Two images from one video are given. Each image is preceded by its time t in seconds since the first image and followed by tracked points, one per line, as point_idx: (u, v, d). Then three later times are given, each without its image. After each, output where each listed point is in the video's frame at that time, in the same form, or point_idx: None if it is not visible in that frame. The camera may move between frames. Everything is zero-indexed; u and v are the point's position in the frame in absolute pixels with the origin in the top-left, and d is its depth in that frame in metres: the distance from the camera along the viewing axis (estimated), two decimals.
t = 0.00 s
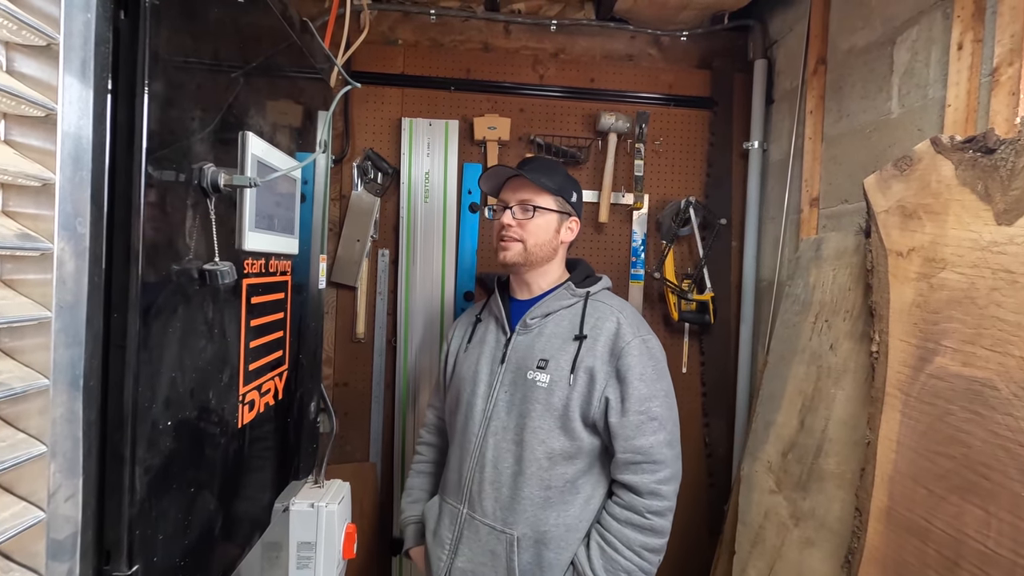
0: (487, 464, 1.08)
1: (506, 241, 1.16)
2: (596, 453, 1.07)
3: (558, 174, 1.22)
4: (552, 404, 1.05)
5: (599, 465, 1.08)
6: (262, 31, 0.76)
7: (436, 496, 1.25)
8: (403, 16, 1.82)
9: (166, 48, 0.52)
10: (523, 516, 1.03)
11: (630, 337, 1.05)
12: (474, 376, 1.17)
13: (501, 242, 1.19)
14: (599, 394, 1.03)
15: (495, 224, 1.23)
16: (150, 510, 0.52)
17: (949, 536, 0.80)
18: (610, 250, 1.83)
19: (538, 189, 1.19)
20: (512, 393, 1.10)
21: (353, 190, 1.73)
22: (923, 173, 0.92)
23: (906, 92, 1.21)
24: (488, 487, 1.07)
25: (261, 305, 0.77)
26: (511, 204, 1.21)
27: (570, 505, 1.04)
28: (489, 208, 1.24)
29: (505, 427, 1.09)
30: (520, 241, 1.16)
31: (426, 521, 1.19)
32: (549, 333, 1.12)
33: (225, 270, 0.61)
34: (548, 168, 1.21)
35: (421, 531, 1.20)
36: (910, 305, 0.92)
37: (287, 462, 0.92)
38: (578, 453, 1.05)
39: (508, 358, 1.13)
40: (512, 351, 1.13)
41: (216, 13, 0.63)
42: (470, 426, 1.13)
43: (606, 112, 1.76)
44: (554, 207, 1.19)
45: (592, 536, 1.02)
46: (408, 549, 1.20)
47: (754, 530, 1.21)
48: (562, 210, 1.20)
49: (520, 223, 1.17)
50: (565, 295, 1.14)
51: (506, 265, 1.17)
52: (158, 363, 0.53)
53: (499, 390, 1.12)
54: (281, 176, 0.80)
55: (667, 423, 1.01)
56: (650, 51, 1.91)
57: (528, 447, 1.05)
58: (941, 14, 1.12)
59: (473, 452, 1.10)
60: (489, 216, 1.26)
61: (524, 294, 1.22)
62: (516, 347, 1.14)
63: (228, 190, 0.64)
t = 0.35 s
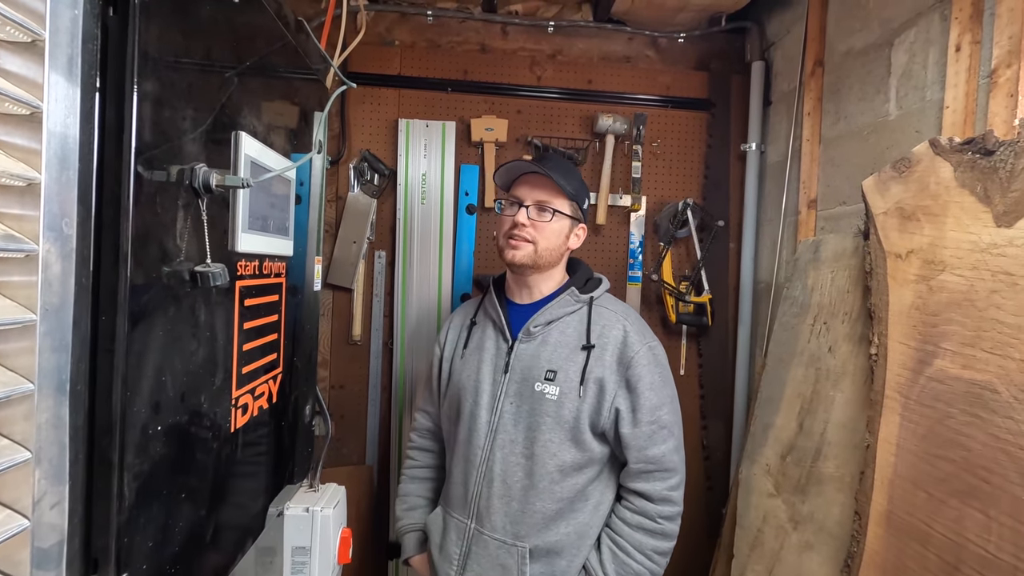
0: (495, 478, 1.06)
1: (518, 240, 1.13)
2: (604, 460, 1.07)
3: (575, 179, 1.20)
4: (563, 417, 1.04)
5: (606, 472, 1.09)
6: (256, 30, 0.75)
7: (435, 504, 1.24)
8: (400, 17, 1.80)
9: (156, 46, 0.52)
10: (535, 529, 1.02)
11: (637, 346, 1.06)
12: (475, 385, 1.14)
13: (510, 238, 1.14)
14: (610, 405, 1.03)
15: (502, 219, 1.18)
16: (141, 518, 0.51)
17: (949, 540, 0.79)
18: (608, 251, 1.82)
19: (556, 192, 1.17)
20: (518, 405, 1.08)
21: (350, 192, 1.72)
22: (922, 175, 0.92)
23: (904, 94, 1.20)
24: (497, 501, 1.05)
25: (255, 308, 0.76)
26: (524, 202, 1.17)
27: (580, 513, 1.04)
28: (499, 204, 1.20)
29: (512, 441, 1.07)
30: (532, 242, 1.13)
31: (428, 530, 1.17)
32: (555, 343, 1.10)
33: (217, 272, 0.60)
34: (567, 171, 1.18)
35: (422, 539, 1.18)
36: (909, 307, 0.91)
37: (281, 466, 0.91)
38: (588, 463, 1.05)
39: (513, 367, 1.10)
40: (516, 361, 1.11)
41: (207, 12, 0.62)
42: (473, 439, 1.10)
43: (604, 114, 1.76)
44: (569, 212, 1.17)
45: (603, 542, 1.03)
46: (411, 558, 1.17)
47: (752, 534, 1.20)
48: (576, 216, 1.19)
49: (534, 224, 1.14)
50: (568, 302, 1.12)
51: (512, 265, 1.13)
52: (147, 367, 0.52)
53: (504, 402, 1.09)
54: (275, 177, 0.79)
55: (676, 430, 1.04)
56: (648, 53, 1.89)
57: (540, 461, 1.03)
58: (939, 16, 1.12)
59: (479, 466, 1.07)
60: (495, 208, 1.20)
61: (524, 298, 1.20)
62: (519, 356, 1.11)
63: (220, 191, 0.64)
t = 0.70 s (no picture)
0: (496, 485, 1.05)
1: (530, 240, 1.12)
2: (606, 467, 1.07)
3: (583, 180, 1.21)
4: (565, 423, 1.04)
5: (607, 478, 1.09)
6: (254, 34, 0.76)
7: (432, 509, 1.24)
8: (398, 20, 1.80)
9: (157, 50, 0.52)
10: (536, 536, 1.02)
11: (642, 351, 1.06)
12: (476, 389, 1.14)
13: (522, 239, 1.13)
14: (613, 411, 1.03)
15: (510, 219, 1.17)
16: (140, 522, 0.52)
17: (945, 542, 0.80)
18: (605, 253, 1.82)
19: (566, 192, 1.17)
20: (520, 409, 1.08)
21: (349, 194, 1.72)
22: (917, 179, 0.92)
23: (900, 98, 1.21)
24: (497, 507, 1.05)
25: (253, 311, 0.76)
26: (534, 202, 1.16)
27: (582, 520, 1.04)
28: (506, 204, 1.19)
29: (514, 446, 1.07)
30: (544, 243, 1.13)
31: (426, 537, 1.17)
32: (558, 346, 1.10)
33: (216, 276, 0.60)
34: (575, 170, 1.19)
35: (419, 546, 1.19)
36: (905, 310, 0.92)
37: (279, 469, 0.92)
38: (590, 470, 1.05)
39: (515, 371, 1.10)
40: (518, 364, 1.11)
41: (206, 16, 0.62)
42: (474, 444, 1.09)
43: (602, 117, 1.76)
44: (579, 212, 1.18)
45: (605, 550, 1.04)
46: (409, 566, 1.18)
47: (750, 536, 1.21)
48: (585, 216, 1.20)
49: (546, 224, 1.14)
50: (572, 305, 1.13)
51: (525, 266, 1.12)
52: (147, 372, 0.52)
53: (506, 406, 1.09)
54: (275, 181, 0.80)
55: (680, 437, 1.04)
56: (645, 56, 1.89)
57: (541, 468, 1.03)
58: (934, 21, 1.13)
59: (479, 471, 1.07)
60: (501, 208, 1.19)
61: (526, 300, 1.20)
62: (521, 359, 1.11)
63: (220, 195, 0.64)
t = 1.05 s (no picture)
0: (491, 491, 1.05)
1: (532, 241, 1.12)
2: (605, 474, 1.07)
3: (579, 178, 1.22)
4: (562, 429, 1.04)
5: (605, 486, 1.08)
6: (252, 38, 0.76)
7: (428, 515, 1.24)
8: (395, 23, 1.81)
9: (155, 55, 0.53)
10: (530, 545, 1.02)
11: (642, 355, 1.05)
12: (472, 393, 1.14)
13: (524, 240, 1.13)
14: (611, 417, 1.02)
15: (510, 220, 1.17)
16: (137, 522, 0.52)
17: (937, 542, 0.81)
18: (602, 255, 1.83)
19: (564, 190, 1.18)
20: (517, 414, 1.08)
21: (346, 196, 1.73)
22: (909, 182, 0.93)
23: (893, 101, 1.22)
24: (492, 514, 1.05)
25: (250, 313, 0.76)
26: (533, 201, 1.17)
27: (578, 529, 1.04)
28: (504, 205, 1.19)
29: (509, 452, 1.06)
30: (547, 243, 1.13)
31: (421, 543, 1.17)
32: (556, 350, 1.10)
33: (213, 278, 0.61)
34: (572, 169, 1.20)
35: (415, 552, 1.19)
36: (897, 312, 0.93)
37: (276, 469, 0.92)
38: (587, 477, 1.04)
39: (511, 376, 1.10)
40: (514, 368, 1.11)
41: (205, 21, 0.62)
42: (470, 449, 1.09)
43: (598, 119, 1.77)
44: (578, 211, 1.19)
45: (602, 558, 1.03)
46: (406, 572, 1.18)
47: (745, 537, 1.22)
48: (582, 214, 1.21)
49: (547, 224, 1.14)
50: (571, 308, 1.12)
51: (528, 267, 1.12)
52: (145, 374, 0.53)
53: (502, 411, 1.09)
54: (272, 184, 0.81)
55: (680, 445, 1.03)
56: (642, 59, 1.91)
57: (537, 475, 1.03)
58: (927, 25, 1.14)
59: (475, 476, 1.08)
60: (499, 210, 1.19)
61: (525, 302, 1.20)
62: (518, 363, 1.11)
63: (217, 198, 0.65)
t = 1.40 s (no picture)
0: (488, 500, 1.05)
1: (528, 241, 1.12)
2: (606, 482, 1.05)
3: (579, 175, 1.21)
4: (561, 434, 1.03)
5: (608, 495, 1.07)
6: (249, 38, 0.76)
7: (425, 523, 1.24)
8: (393, 24, 1.81)
9: (153, 54, 0.53)
10: (529, 556, 1.01)
11: (645, 358, 1.03)
12: (470, 397, 1.14)
13: (520, 240, 1.13)
14: (613, 422, 1.01)
15: (507, 219, 1.17)
16: (133, 523, 0.52)
17: (934, 543, 0.81)
18: (600, 256, 1.83)
19: (562, 188, 1.17)
20: (515, 419, 1.07)
21: (344, 197, 1.73)
22: (907, 183, 0.93)
23: (891, 103, 1.22)
24: (490, 524, 1.04)
25: (247, 313, 0.76)
26: (530, 200, 1.16)
27: (579, 539, 1.02)
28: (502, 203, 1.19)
29: (507, 458, 1.06)
30: (543, 243, 1.12)
31: (418, 553, 1.17)
32: (555, 353, 1.09)
33: (210, 278, 0.61)
34: (570, 165, 1.19)
35: (411, 562, 1.18)
36: (895, 313, 0.93)
37: (274, 470, 0.93)
38: (588, 485, 1.03)
39: (510, 380, 1.10)
40: (513, 372, 1.10)
41: (202, 21, 0.62)
42: (467, 455, 1.09)
43: (596, 120, 1.77)
44: (576, 208, 1.18)
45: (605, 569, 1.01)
46: None
47: (743, 537, 1.22)
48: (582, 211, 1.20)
49: (543, 223, 1.13)
50: (572, 309, 1.11)
51: (525, 268, 1.12)
52: (142, 372, 0.52)
53: (500, 415, 1.08)
54: (270, 184, 0.80)
55: (686, 451, 1.01)
56: (640, 60, 1.91)
57: (535, 483, 1.02)
58: (924, 27, 1.14)
59: (473, 483, 1.07)
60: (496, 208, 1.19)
61: (524, 303, 1.20)
62: (517, 366, 1.11)
63: (214, 197, 0.64)
